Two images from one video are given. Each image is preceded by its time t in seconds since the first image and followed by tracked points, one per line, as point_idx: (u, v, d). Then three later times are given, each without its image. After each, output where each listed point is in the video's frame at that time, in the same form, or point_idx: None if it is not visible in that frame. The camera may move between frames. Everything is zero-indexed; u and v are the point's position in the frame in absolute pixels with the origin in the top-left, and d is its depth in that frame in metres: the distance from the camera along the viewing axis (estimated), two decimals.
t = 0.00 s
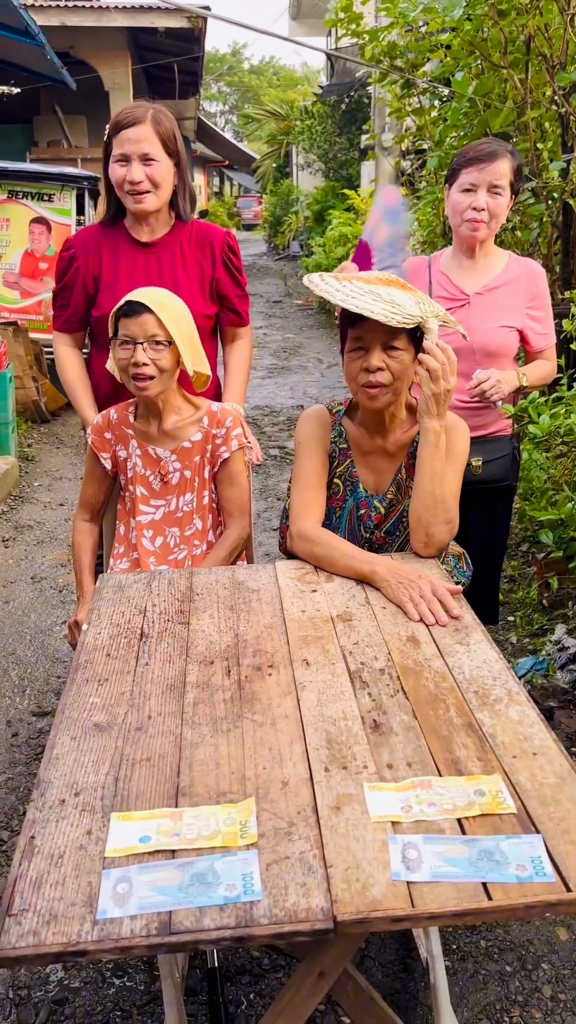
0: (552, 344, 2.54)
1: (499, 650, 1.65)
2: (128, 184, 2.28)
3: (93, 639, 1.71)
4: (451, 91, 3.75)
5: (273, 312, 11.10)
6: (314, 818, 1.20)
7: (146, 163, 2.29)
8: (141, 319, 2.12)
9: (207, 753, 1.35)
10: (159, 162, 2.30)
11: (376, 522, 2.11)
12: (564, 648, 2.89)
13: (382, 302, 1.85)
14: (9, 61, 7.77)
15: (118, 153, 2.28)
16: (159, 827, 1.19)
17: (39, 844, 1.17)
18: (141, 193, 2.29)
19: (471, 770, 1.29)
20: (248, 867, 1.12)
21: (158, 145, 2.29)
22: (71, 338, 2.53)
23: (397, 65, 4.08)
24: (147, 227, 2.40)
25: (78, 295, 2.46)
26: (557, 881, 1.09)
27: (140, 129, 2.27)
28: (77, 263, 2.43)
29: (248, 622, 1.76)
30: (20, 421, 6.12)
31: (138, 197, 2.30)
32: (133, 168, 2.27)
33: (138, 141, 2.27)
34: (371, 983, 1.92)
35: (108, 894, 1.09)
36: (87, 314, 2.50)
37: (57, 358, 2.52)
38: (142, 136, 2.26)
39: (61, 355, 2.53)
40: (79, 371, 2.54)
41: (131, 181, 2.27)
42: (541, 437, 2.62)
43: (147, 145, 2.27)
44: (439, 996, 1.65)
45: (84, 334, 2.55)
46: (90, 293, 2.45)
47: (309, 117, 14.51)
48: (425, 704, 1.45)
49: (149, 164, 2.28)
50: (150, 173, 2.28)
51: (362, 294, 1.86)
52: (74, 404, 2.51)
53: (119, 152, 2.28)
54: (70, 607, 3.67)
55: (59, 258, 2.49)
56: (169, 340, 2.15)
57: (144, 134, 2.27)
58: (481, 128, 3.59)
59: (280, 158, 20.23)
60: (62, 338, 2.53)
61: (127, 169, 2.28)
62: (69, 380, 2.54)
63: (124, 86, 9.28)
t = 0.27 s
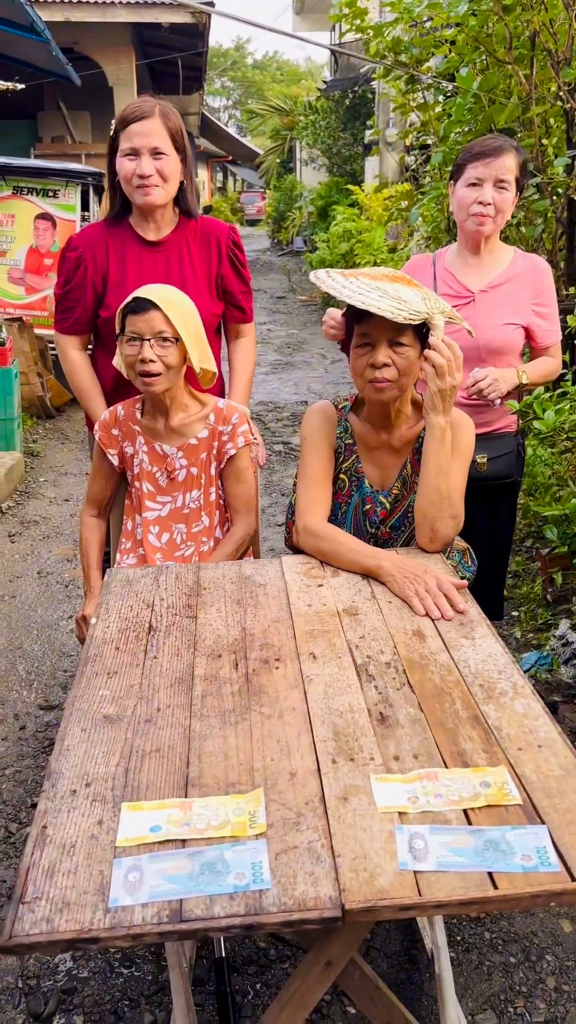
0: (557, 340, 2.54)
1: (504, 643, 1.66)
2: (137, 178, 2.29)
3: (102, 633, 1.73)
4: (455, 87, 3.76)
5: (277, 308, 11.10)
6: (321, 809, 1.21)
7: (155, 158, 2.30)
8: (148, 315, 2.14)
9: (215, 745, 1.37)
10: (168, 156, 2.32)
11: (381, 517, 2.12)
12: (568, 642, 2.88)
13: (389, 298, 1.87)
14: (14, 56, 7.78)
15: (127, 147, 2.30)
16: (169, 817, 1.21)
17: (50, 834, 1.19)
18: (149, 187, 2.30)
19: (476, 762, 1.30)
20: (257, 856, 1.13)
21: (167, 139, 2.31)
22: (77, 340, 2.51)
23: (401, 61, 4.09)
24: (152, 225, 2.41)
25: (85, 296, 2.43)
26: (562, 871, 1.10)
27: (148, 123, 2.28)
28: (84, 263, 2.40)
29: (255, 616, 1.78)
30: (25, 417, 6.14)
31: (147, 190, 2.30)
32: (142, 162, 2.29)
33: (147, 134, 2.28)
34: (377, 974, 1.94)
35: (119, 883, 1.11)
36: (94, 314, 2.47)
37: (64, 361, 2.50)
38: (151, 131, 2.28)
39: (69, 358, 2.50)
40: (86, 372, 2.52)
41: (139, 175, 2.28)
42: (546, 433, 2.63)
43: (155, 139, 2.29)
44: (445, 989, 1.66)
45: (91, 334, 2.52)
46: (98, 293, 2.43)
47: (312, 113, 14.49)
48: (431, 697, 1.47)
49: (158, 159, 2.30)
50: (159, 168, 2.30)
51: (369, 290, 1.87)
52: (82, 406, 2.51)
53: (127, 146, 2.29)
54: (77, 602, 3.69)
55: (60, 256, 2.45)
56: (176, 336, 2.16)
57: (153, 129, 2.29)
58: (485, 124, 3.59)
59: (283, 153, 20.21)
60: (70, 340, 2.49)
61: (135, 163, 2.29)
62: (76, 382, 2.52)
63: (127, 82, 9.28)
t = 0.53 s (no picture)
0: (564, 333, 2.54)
1: (512, 635, 1.67)
2: (143, 172, 2.29)
3: (110, 624, 1.73)
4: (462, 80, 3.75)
5: (283, 303, 11.09)
6: (331, 798, 1.22)
7: (162, 150, 2.31)
8: (157, 309, 2.14)
9: (225, 735, 1.37)
10: (174, 149, 2.32)
11: (389, 510, 2.13)
12: (573, 635, 2.85)
13: (397, 290, 1.86)
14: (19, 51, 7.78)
15: (133, 140, 2.30)
16: (179, 806, 1.22)
17: (61, 822, 1.20)
18: (156, 180, 2.30)
19: (485, 752, 1.31)
20: (267, 845, 1.14)
21: (173, 132, 2.31)
22: (83, 334, 2.50)
23: (408, 54, 4.08)
24: (158, 219, 2.41)
25: (91, 291, 2.42)
26: (571, 860, 1.11)
27: (154, 116, 2.29)
28: (90, 258, 2.39)
29: (263, 608, 1.78)
30: (31, 412, 6.15)
31: (154, 184, 2.30)
32: (148, 155, 2.29)
33: (153, 127, 2.29)
34: (384, 964, 1.95)
35: (130, 870, 1.11)
36: (101, 309, 2.47)
37: (71, 357, 2.48)
38: (157, 124, 2.29)
39: (76, 353, 2.48)
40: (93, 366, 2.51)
41: (146, 169, 2.29)
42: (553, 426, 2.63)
43: (161, 132, 2.29)
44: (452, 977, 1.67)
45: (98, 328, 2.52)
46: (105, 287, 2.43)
47: (318, 107, 14.46)
48: (439, 687, 1.47)
49: (164, 152, 2.31)
50: (165, 161, 2.30)
51: (377, 283, 1.87)
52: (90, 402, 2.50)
53: (134, 139, 2.29)
54: (83, 596, 3.70)
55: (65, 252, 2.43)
56: (185, 329, 2.16)
57: (158, 123, 2.30)
58: (492, 116, 3.58)
59: (289, 148, 20.17)
60: (76, 335, 2.48)
61: (142, 157, 2.29)
62: (82, 377, 2.50)
63: (133, 77, 9.28)
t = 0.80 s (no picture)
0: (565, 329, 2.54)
1: (513, 632, 1.66)
2: (142, 168, 2.28)
3: (111, 621, 1.73)
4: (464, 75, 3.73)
5: (284, 299, 11.07)
6: (332, 795, 1.22)
7: (161, 146, 2.30)
8: (157, 305, 2.13)
9: (225, 732, 1.37)
10: (173, 146, 2.32)
11: (390, 507, 2.12)
12: None
13: (398, 286, 1.85)
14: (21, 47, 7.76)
15: (132, 136, 2.29)
16: (180, 803, 1.21)
17: (62, 819, 1.19)
18: (155, 175, 2.29)
19: (487, 750, 1.30)
20: (268, 842, 1.14)
21: (172, 128, 2.31)
22: (83, 331, 2.49)
23: (409, 49, 4.07)
24: (158, 214, 2.41)
25: (90, 286, 2.41)
26: (572, 857, 1.10)
27: (153, 112, 2.29)
28: (89, 253, 2.38)
29: (264, 605, 1.78)
30: (32, 408, 6.15)
31: (153, 180, 2.30)
32: (148, 151, 2.29)
33: (152, 123, 2.29)
34: (385, 961, 1.95)
35: (131, 868, 1.11)
36: (101, 304, 2.46)
37: (71, 353, 2.49)
38: (156, 120, 2.29)
39: (76, 349, 2.49)
40: (94, 363, 2.50)
41: (145, 164, 2.28)
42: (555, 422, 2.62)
43: (160, 128, 2.29)
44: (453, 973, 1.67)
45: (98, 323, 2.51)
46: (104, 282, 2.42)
47: (319, 103, 14.43)
48: (440, 685, 1.47)
49: (163, 148, 2.30)
50: (165, 157, 2.30)
51: (377, 278, 1.87)
52: (91, 398, 2.51)
53: (133, 134, 2.29)
54: (85, 592, 3.70)
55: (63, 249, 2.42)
56: (185, 326, 2.16)
57: (157, 118, 2.29)
58: (494, 112, 3.57)
59: (290, 144, 20.13)
60: (77, 330, 2.48)
61: (141, 152, 2.29)
62: (83, 374, 2.51)
63: (134, 72, 9.26)
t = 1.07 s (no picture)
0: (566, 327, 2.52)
1: (513, 630, 1.66)
2: (153, 168, 2.29)
3: (112, 619, 1.73)
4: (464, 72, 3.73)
5: (284, 297, 11.06)
6: (333, 794, 1.22)
7: (174, 149, 2.31)
8: (157, 303, 2.13)
9: (226, 730, 1.37)
10: (184, 150, 2.33)
11: (390, 505, 2.12)
12: None
13: (400, 284, 1.85)
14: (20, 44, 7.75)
15: (146, 134, 2.29)
16: (181, 802, 1.21)
17: (63, 817, 1.19)
18: (166, 176, 2.30)
19: (488, 748, 1.30)
20: (269, 840, 1.14)
21: (184, 131, 2.32)
22: (84, 327, 2.49)
23: (409, 46, 4.06)
24: (159, 211, 2.40)
25: (90, 282, 2.41)
26: (574, 856, 1.10)
27: (168, 114, 2.29)
28: (89, 249, 2.37)
29: (264, 603, 1.77)
30: (31, 406, 6.14)
31: (163, 181, 2.30)
32: (161, 152, 2.29)
33: (165, 125, 2.28)
34: (386, 959, 1.95)
35: (132, 866, 1.11)
36: (101, 300, 2.45)
37: (71, 350, 2.49)
38: (171, 122, 2.28)
39: (76, 346, 2.48)
40: (94, 360, 2.50)
41: (157, 165, 2.28)
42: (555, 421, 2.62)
43: (172, 130, 2.29)
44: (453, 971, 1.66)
45: (99, 320, 2.50)
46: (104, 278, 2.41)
47: (319, 100, 14.41)
48: (441, 683, 1.47)
49: (176, 150, 2.31)
50: (176, 159, 2.31)
51: (378, 276, 1.86)
52: (91, 395, 2.50)
53: (147, 133, 2.28)
54: (85, 590, 3.69)
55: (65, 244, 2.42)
56: (185, 324, 2.16)
57: (172, 120, 2.29)
58: (494, 109, 3.56)
59: (290, 142, 20.10)
60: (77, 327, 2.48)
61: (153, 153, 2.29)
62: (83, 371, 2.50)
63: (134, 69, 9.24)
